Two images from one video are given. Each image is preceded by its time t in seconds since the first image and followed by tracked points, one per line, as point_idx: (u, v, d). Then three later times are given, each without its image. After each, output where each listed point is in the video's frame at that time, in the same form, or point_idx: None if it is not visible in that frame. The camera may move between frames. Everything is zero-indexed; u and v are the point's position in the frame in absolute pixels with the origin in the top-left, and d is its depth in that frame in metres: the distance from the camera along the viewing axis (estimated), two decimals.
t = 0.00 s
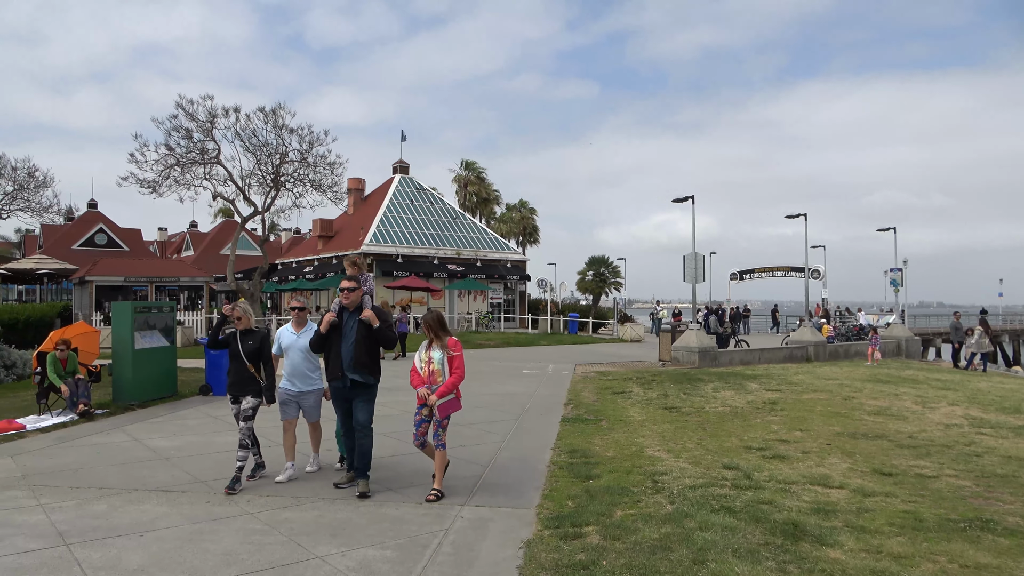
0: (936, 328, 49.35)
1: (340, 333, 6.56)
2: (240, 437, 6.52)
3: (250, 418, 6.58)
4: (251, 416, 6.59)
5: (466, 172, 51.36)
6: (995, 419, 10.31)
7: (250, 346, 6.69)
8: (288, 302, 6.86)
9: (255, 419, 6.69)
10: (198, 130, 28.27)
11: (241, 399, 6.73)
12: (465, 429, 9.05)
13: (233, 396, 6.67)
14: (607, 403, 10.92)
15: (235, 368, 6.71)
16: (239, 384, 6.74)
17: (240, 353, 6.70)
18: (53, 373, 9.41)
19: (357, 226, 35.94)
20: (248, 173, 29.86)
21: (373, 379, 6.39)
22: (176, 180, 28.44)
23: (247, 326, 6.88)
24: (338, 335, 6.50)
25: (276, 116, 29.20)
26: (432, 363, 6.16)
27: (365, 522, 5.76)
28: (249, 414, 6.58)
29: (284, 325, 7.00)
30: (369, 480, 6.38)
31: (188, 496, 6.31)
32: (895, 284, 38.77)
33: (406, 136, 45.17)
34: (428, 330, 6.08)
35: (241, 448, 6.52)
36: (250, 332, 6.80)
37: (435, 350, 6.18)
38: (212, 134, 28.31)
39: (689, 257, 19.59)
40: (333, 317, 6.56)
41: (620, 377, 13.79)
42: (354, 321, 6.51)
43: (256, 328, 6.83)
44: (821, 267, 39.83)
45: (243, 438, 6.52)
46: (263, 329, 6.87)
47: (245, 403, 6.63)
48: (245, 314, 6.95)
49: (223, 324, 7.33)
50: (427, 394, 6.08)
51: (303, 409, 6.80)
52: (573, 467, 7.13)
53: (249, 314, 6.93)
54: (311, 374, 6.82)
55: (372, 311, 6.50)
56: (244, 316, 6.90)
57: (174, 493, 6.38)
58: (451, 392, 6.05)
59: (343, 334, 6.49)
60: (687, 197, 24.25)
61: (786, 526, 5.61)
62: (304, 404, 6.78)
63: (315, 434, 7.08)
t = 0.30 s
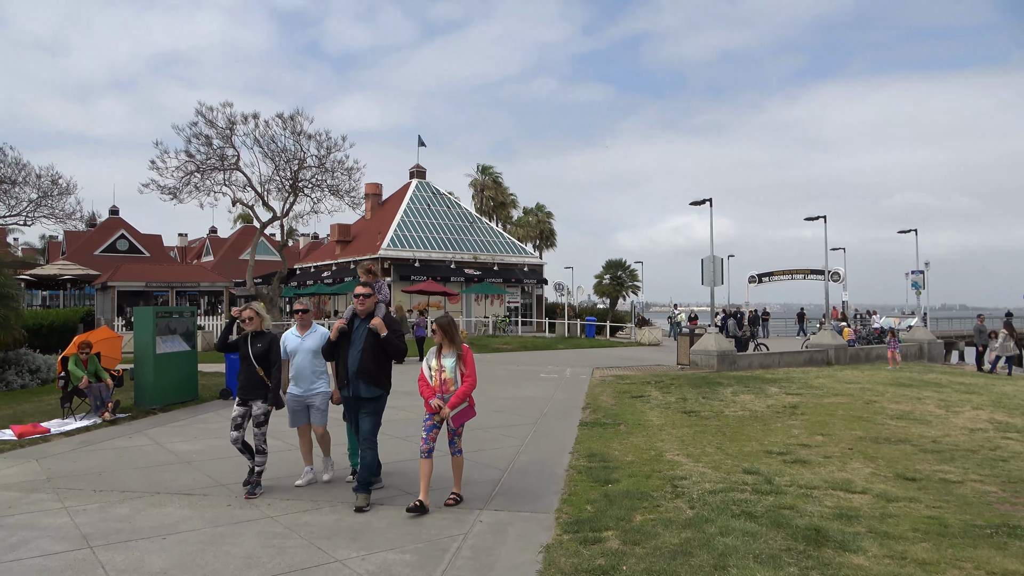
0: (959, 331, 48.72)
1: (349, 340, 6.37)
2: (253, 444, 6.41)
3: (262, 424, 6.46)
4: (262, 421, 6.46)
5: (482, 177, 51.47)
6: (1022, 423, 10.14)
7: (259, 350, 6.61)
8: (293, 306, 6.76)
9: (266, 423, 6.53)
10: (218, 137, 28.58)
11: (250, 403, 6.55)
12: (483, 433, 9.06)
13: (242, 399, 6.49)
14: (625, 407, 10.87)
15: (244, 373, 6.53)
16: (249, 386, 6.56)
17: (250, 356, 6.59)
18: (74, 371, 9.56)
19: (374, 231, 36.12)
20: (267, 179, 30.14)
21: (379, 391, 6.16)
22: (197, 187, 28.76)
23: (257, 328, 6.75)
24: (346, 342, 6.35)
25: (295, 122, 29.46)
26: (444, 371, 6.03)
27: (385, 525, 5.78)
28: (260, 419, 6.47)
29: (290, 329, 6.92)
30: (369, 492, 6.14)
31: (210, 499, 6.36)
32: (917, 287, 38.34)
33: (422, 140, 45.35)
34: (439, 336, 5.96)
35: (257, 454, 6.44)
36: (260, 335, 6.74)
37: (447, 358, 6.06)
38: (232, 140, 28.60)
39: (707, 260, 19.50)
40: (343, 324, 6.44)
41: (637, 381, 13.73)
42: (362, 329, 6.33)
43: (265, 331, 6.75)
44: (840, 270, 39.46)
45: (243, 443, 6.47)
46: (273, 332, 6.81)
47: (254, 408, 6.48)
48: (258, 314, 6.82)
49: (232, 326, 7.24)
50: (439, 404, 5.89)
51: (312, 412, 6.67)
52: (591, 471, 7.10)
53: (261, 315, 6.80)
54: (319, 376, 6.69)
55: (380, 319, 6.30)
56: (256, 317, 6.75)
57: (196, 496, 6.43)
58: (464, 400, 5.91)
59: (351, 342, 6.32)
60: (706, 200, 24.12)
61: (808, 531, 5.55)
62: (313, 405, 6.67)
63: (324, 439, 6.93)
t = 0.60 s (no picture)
0: (983, 335, 47.96)
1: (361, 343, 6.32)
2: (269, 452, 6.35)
3: (272, 432, 6.36)
4: (274, 429, 6.36)
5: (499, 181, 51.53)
6: None
7: (268, 356, 6.59)
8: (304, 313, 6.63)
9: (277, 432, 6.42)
10: (238, 143, 28.86)
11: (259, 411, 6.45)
12: (501, 438, 9.05)
13: (251, 407, 6.40)
14: (644, 411, 10.80)
15: (253, 379, 6.52)
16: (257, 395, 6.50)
17: (258, 363, 6.53)
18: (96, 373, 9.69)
19: (391, 236, 36.27)
20: (287, 185, 30.38)
21: (390, 395, 6.07)
22: (217, 192, 29.05)
23: (266, 334, 6.71)
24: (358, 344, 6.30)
25: (313, 128, 29.69)
26: (451, 378, 5.82)
27: (404, 530, 5.78)
28: (271, 427, 6.37)
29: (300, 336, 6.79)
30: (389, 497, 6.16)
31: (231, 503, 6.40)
32: (939, 290, 37.80)
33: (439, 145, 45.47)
34: (449, 343, 5.73)
35: (272, 461, 6.40)
36: (269, 342, 6.71)
37: (454, 365, 5.85)
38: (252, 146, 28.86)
39: (725, 263, 19.36)
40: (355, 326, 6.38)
41: (656, 386, 13.65)
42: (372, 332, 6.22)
43: (274, 337, 6.71)
44: (861, 273, 39.01)
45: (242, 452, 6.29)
46: (282, 338, 6.77)
47: (264, 416, 6.39)
48: (267, 319, 6.76)
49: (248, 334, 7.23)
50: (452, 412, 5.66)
51: (316, 422, 6.46)
52: (610, 477, 7.06)
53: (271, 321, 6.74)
54: (327, 385, 6.53)
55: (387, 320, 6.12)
56: (265, 322, 6.70)
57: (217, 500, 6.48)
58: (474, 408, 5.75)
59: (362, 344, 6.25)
60: (725, 203, 23.97)
61: (831, 538, 5.48)
62: (317, 415, 6.44)
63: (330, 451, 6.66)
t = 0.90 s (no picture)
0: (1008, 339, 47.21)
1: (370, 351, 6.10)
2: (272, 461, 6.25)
3: (275, 440, 6.24)
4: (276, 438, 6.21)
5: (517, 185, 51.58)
6: None
7: (270, 361, 6.23)
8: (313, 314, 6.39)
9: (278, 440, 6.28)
10: (257, 149, 29.13)
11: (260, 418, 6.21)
12: (521, 442, 9.03)
13: (250, 415, 6.12)
14: (663, 415, 10.73)
15: (255, 385, 6.20)
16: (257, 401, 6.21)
17: (260, 368, 6.19)
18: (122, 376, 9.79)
19: (409, 240, 36.41)
20: (305, 190, 30.61)
21: (406, 402, 5.83)
22: (237, 198, 29.34)
23: (266, 338, 6.40)
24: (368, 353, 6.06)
25: (332, 133, 29.90)
26: (461, 384, 5.55)
27: (424, 534, 5.79)
28: (275, 435, 6.23)
29: (310, 338, 6.62)
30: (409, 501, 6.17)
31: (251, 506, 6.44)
32: (963, 292, 37.28)
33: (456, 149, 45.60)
34: (458, 346, 5.52)
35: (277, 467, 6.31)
36: (268, 347, 6.35)
37: (464, 370, 5.61)
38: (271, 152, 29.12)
39: (745, 266, 19.23)
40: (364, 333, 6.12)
41: (675, 389, 13.57)
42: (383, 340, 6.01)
43: (275, 342, 6.36)
44: (883, 276, 38.56)
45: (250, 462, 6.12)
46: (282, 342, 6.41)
47: (266, 424, 6.18)
48: (267, 323, 6.45)
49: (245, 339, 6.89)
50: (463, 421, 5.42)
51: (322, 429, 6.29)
52: (630, 481, 7.02)
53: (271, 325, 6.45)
54: (334, 391, 6.32)
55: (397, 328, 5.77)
56: (265, 327, 6.39)
57: (237, 503, 6.51)
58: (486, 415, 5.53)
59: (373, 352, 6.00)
60: (744, 205, 23.81)
61: (854, 544, 5.41)
62: (323, 422, 6.30)
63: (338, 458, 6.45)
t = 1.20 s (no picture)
0: None
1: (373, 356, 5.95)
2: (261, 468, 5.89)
3: (274, 445, 5.96)
4: (276, 442, 5.95)
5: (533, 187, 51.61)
6: None
7: (273, 368, 6.13)
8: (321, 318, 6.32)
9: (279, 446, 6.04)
10: (276, 154, 29.40)
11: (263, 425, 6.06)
12: (539, 445, 9.02)
13: (254, 422, 6.02)
14: (682, 419, 10.67)
15: (257, 391, 6.07)
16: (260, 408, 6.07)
17: (262, 375, 6.09)
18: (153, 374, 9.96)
19: (427, 243, 36.54)
20: (324, 195, 30.83)
21: (409, 410, 5.78)
22: (256, 203, 29.62)
23: (267, 343, 6.22)
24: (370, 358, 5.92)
25: (349, 138, 30.10)
26: (465, 395, 5.41)
27: (442, 537, 5.80)
28: (274, 440, 5.97)
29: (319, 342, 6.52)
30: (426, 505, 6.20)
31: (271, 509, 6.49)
32: (987, 293, 36.73)
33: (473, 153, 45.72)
34: (464, 354, 5.37)
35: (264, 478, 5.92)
36: (271, 351, 6.23)
37: (468, 380, 5.44)
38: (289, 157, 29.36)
39: (764, 268, 19.09)
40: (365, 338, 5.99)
41: (694, 393, 13.48)
42: (387, 344, 5.89)
43: (277, 346, 6.24)
44: (904, 277, 38.09)
45: (263, 467, 5.89)
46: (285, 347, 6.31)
47: (268, 429, 6.00)
48: (268, 325, 6.28)
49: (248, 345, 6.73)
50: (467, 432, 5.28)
51: (330, 436, 6.17)
52: (648, 485, 6.99)
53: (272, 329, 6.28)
54: (342, 398, 6.21)
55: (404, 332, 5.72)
56: (266, 330, 6.20)
57: (258, 506, 6.57)
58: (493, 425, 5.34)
59: (376, 358, 5.88)
60: (763, 207, 23.65)
61: (877, 549, 5.34)
62: (331, 430, 6.16)
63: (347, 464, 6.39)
